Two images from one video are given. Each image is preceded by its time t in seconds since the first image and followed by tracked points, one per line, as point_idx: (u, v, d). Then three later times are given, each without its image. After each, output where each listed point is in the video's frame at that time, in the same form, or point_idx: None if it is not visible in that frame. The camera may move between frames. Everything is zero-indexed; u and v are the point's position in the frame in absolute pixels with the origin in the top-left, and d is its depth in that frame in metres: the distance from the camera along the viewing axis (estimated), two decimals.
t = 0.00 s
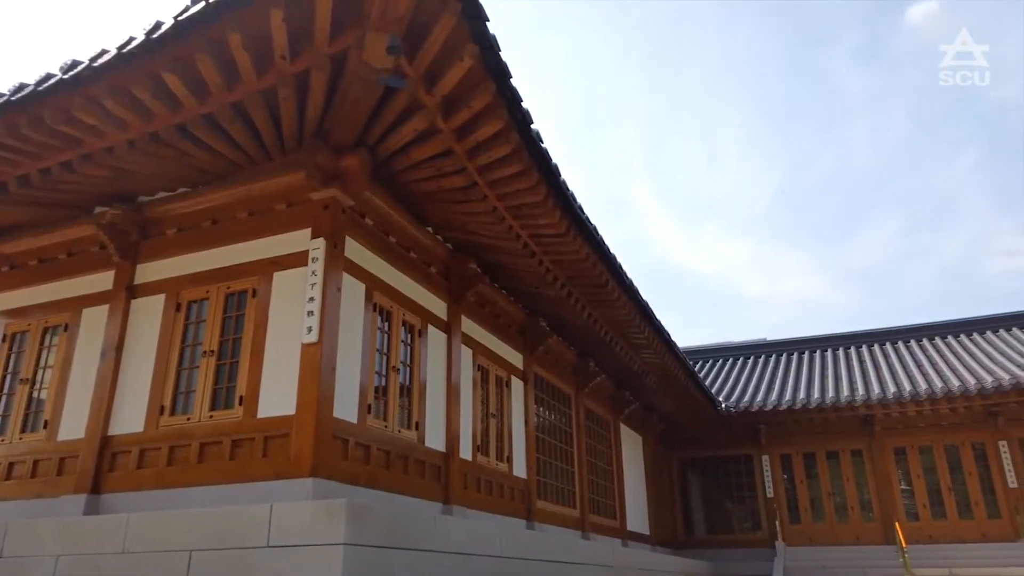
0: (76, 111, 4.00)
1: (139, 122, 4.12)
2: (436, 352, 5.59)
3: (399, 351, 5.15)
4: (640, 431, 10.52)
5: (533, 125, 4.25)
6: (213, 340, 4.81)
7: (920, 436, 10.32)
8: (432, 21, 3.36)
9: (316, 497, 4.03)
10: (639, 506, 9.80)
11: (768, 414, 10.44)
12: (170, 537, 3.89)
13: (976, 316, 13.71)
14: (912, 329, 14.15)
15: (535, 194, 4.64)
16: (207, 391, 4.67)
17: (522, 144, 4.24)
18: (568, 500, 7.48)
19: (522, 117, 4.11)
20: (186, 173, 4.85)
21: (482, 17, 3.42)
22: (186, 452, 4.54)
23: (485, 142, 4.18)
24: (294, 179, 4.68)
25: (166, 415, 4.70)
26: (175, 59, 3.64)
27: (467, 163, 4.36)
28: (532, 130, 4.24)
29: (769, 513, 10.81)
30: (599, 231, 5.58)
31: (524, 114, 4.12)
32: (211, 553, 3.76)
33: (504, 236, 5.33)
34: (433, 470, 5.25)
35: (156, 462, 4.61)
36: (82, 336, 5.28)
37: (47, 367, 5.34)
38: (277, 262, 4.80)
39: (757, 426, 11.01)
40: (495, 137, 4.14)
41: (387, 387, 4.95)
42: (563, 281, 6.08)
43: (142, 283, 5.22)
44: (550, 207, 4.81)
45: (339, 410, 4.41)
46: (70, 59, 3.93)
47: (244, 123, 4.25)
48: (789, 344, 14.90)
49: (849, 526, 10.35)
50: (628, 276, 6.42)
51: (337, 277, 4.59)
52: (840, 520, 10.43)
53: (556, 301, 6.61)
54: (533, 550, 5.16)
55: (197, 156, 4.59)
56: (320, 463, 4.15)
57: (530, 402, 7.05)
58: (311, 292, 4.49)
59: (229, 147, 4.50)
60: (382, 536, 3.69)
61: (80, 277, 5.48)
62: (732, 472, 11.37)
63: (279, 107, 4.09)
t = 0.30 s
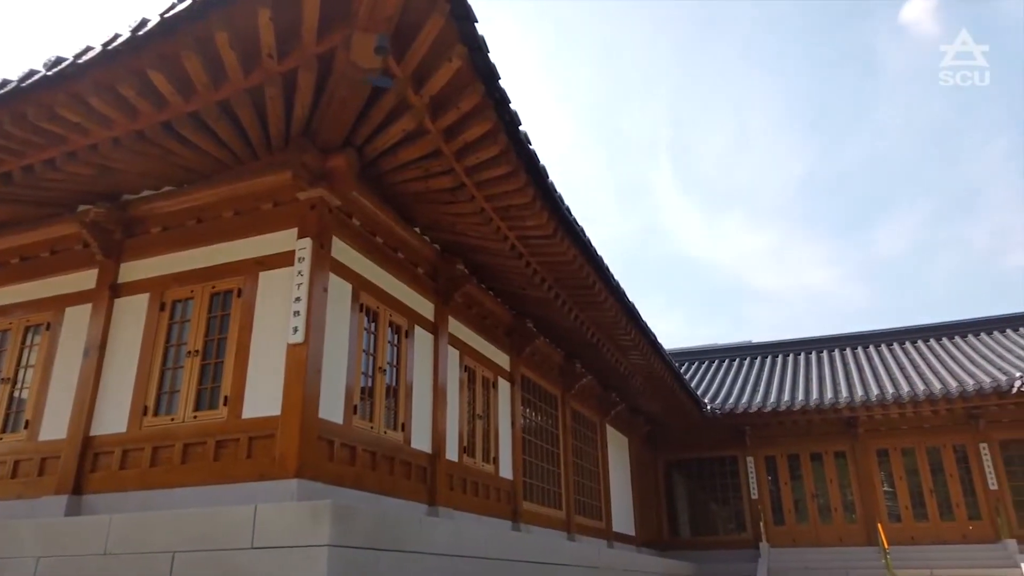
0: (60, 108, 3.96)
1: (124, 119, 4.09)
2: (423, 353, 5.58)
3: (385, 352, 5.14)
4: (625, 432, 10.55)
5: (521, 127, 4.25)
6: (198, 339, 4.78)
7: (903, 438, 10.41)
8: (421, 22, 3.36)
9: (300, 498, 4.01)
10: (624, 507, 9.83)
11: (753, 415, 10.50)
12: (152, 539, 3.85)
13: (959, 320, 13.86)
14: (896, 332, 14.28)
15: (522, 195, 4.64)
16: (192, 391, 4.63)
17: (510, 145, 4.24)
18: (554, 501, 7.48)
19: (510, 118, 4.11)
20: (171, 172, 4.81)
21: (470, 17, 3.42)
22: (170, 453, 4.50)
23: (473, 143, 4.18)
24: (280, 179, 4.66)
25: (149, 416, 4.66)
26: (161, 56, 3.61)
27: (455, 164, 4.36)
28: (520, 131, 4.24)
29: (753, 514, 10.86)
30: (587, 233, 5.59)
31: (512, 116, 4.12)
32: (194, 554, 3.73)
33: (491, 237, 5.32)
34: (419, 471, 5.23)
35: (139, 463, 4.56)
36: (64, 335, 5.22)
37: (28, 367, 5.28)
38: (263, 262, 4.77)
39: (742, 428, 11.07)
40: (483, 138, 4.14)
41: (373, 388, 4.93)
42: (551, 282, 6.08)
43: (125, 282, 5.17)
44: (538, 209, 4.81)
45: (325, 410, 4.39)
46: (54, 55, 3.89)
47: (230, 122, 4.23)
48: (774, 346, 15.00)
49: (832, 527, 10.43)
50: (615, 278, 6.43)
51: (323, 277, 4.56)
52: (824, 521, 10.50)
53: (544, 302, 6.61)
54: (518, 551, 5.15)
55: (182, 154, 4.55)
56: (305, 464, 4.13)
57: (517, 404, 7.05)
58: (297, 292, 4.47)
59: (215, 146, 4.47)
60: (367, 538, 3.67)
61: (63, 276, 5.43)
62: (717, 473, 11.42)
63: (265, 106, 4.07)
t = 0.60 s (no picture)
0: (44, 105, 3.92)
1: (109, 117, 4.05)
2: (410, 354, 5.57)
3: (372, 353, 5.12)
4: (612, 434, 10.57)
5: (509, 128, 4.26)
6: (183, 339, 4.74)
7: (886, 441, 10.50)
8: (409, 22, 3.35)
9: (285, 500, 3.99)
10: (610, 509, 9.85)
11: (738, 417, 10.56)
12: (134, 541, 3.82)
13: (942, 323, 14.01)
14: (879, 335, 14.41)
15: (510, 196, 4.64)
16: (176, 392, 4.59)
17: (498, 147, 4.24)
18: (540, 502, 7.48)
19: (499, 120, 4.11)
20: (156, 171, 4.77)
21: (459, 19, 3.42)
22: (154, 454, 4.46)
23: (461, 145, 4.18)
24: (267, 178, 4.63)
25: (132, 416, 4.62)
26: (147, 54, 3.58)
27: (443, 165, 4.35)
28: (508, 133, 4.25)
29: (738, 516, 10.91)
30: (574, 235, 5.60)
31: (501, 117, 4.12)
32: (177, 556, 3.70)
33: (478, 239, 5.32)
34: (405, 473, 5.22)
35: (121, 464, 4.52)
36: (47, 335, 5.17)
37: (10, 366, 5.22)
38: (249, 262, 4.74)
39: (727, 430, 11.13)
40: (471, 139, 4.13)
41: (359, 389, 4.91)
42: (538, 284, 6.09)
43: (109, 282, 5.12)
44: (525, 210, 4.81)
45: (311, 412, 4.37)
46: (37, 51, 3.84)
47: (217, 121, 4.20)
48: (759, 349, 15.08)
49: (816, 529, 10.50)
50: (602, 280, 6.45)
51: (310, 278, 4.54)
52: (807, 523, 10.57)
53: (530, 304, 6.61)
54: (503, 554, 5.15)
55: (167, 152, 4.52)
56: (291, 466, 4.11)
57: (503, 405, 7.04)
58: (284, 293, 4.44)
59: (201, 145, 4.44)
60: (353, 540, 3.66)
61: (46, 274, 5.37)
62: (702, 475, 11.46)
63: (252, 105, 4.04)
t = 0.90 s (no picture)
0: (28, 102, 3.88)
1: (94, 114, 4.01)
2: (397, 355, 5.56)
3: (359, 353, 5.10)
4: (598, 435, 10.59)
5: (498, 130, 4.25)
6: (167, 339, 4.71)
7: (870, 443, 10.58)
8: (398, 23, 3.35)
9: (270, 500, 3.97)
10: (596, 510, 9.86)
11: (723, 419, 10.61)
12: (117, 542, 3.78)
13: (925, 327, 14.15)
14: (863, 338, 14.53)
15: (498, 198, 4.64)
16: (160, 392, 4.56)
17: (486, 148, 4.24)
18: (526, 504, 7.48)
19: (487, 121, 4.11)
20: (141, 169, 4.73)
21: (448, 20, 3.42)
22: (137, 454, 4.42)
23: (450, 145, 4.17)
24: (254, 177, 4.61)
25: (116, 416, 4.58)
26: (133, 51, 3.55)
27: (431, 166, 4.35)
28: (496, 134, 4.24)
29: (723, 517, 10.97)
30: (562, 237, 5.60)
31: (489, 119, 4.12)
32: (160, 558, 3.68)
33: (466, 240, 5.32)
34: (391, 473, 5.20)
35: (104, 465, 4.48)
36: (29, 334, 5.12)
37: None
38: (235, 262, 4.71)
39: (712, 432, 11.18)
40: (460, 140, 4.13)
41: (346, 390, 4.89)
42: (525, 285, 6.09)
43: (92, 281, 5.08)
44: (513, 212, 4.82)
45: (297, 412, 4.35)
46: (21, 48, 3.81)
47: (203, 119, 4.17)
48: (744, 351, 15.17)
49: (800, 530, 10.56)
50: (590, 282, 6.46)
51: (297, 277, 4.52)
52: (792, 524, 10.63)
53: (518, 305, 6.62)
54: (489, 555, 5.15)
55: (153, 151, 4.48)
56: (276, 466, 4.08)
57: (490, 406, 7.04)
58: (270, 293, 4.42)
59: (187, 143, 4.41)
60: (338, 542, 3.65)
61: (29, 272, 5.31)
62: (688, 477, 11.50)
63: (239, 104, 4.02)
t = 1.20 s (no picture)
0: (10, 97, 3.84)
1: (78, 111, 3.97)
2: (383, 355, 5.54)
3: (345, 354, 5.08)
4: (584, 437, 10.61)
5: (486, 131, 4.25)
6: (151, 339, 4.67)
7: (852, 445, 10.68)
8: (386, 23, 3.34)
9: (254, 501, 3.94)
10: (581, 511, 9.88)
11: (709, 421, 10.66)
12: (98, 543, 3.75)
13: (907, 329, 14.30)
14: (847, 340, 14.66)
15: (486, 198, 4.64)
16: (143, 391, 4.52)
17: (474, 149, 4.24)
18: (512, 505, 7.48)
19: (475, 122, 4.11)
20: (126, 167, 4.69)
21: (436, 20, 3.42)
22: (119, 454, 4.38)
23: (438, 146, 4.17)
24: (240, 176, 4.58)
25: (98, 416, 4.54)
26: (118, 48, 3.52)
27: (419, 166, 4.34)
28: (484, 135, 4.24)
29: (708, 518, 11.02)
30: (549, 238, 5.61)
31: (477, 119, 4.12)
32: (142, 559, 3.64)
33: (454, 240, 5.31)
34: (377, 474, 5.19)
35: (86, 465, 4.43)
36: (11, 332, 5.06)
37: None
38: (220, 261, 4.68)
39: (698, 433, 11.23)
40: (448, 141, 4.13)
41: (331, 390, 4.87)
42: (513, 286, 6.09)
43: (75, 279, 5.02)
44: (501, 213, 4.82)
45: (282, 413, 4.32)
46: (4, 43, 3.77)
47: (189, 117, 4.14)
48: (729, 353, 15.26)
49: (784, 531, 10.63)
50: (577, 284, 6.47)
51: (283, 277, 4.50)
52: (776, 525, 10.70)
53: (505, 306, 6.62)
54: (474, 556, 5.14)
55: (138, 148, 4.44)
56: (260, 467, 4.05)
57: (477, 407, 7.04)
58: (255, 292, 4.39)
59: (172, 141, 4.38)
60: (323, 543, 3.62)
61: (11, 270, 5.26)
62: (673, 478, 11.55)
63: (226, 102, 4.00)
